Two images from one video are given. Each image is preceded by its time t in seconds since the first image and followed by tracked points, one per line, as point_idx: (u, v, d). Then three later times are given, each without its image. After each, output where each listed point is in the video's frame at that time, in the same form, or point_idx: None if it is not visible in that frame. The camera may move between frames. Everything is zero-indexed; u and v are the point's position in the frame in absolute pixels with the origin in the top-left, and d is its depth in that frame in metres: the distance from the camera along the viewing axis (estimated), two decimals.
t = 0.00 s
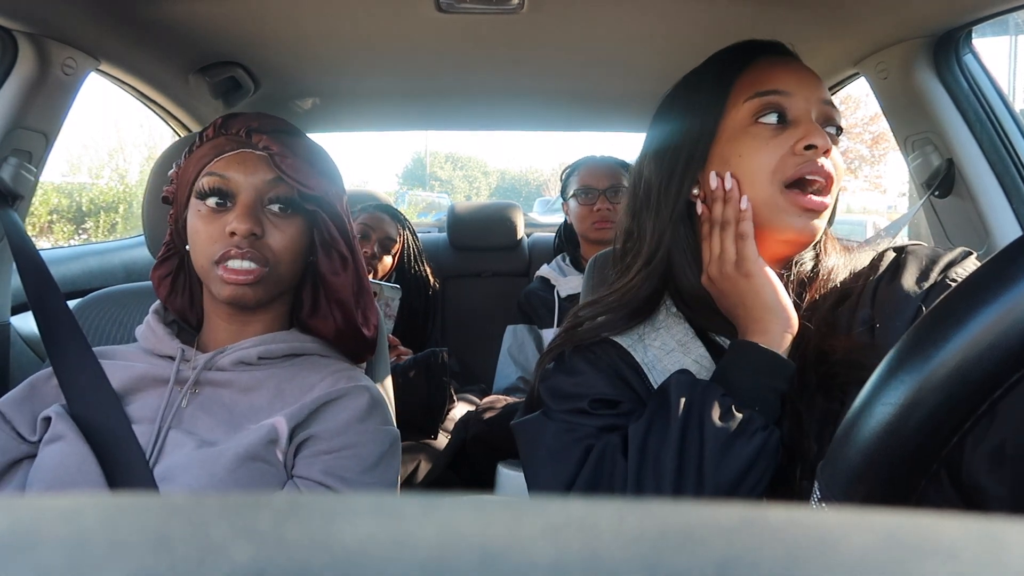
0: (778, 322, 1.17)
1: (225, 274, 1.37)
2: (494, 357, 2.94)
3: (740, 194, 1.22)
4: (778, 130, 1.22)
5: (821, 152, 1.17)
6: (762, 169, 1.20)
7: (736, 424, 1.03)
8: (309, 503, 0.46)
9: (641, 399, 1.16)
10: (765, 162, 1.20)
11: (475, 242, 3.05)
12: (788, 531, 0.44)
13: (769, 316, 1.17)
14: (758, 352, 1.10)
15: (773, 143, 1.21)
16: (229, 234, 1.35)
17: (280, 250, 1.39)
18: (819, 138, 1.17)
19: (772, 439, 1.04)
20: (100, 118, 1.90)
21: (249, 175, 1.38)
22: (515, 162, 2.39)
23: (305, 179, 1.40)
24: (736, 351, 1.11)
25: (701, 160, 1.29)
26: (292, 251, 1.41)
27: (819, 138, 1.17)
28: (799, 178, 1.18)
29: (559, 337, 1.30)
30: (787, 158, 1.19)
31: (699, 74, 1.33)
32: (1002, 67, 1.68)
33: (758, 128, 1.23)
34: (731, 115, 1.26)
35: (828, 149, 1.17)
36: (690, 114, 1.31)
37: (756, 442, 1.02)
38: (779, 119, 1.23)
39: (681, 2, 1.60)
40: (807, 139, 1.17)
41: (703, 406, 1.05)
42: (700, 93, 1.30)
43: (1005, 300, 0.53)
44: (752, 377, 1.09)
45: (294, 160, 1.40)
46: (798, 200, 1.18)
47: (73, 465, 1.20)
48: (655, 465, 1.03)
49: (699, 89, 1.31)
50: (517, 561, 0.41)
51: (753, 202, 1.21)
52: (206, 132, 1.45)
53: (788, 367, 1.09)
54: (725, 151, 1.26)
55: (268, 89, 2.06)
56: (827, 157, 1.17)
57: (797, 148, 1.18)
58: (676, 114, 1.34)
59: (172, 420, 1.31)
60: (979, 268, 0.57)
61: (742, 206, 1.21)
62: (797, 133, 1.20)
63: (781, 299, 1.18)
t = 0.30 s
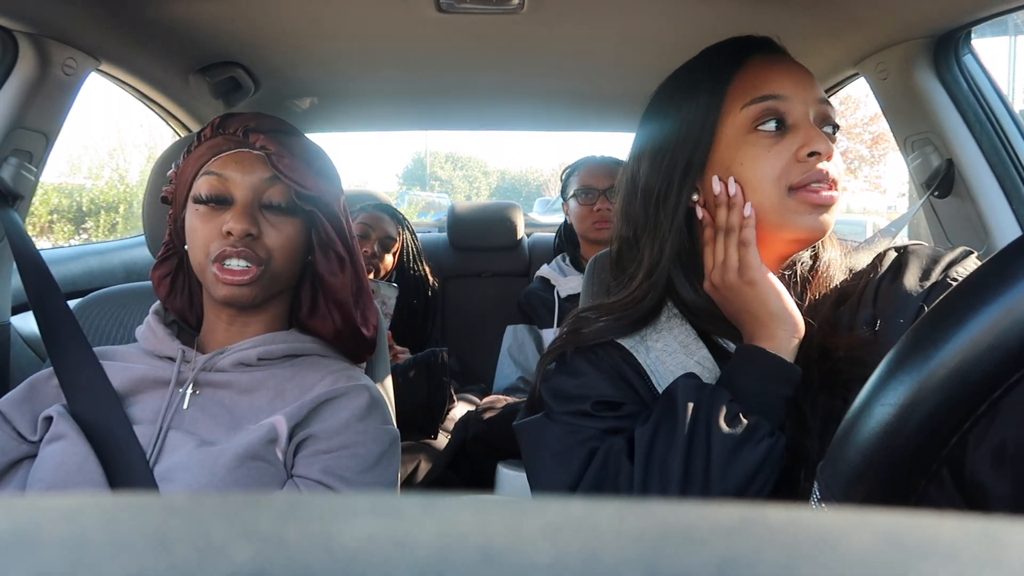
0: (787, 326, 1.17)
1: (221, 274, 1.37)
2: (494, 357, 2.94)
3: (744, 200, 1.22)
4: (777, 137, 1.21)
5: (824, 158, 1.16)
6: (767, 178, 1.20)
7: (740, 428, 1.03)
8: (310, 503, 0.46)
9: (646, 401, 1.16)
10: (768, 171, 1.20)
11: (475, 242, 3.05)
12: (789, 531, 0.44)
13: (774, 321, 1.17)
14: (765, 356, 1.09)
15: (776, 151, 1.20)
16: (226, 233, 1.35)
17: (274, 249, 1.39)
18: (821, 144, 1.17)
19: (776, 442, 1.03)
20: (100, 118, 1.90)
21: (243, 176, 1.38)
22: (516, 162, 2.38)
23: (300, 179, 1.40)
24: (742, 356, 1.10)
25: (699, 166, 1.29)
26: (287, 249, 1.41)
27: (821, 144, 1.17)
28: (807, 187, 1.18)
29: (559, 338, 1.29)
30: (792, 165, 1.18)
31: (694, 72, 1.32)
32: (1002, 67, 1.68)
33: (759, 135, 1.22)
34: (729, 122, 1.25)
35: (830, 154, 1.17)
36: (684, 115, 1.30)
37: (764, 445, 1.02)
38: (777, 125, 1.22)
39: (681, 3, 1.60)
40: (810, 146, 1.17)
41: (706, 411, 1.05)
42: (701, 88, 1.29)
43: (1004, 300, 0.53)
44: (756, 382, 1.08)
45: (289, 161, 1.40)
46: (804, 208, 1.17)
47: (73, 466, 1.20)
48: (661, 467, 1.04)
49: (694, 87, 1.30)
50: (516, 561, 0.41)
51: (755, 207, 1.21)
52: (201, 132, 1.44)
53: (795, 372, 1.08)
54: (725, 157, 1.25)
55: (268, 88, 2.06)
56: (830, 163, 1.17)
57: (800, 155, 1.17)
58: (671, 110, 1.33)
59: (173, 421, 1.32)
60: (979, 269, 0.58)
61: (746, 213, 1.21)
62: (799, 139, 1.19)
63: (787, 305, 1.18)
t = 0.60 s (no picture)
0: (784, 326, 1.17)
1: (221, 274, 1.37)
2: (494, 357, 2.94)
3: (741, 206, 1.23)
4: (778, 145, 1.20)
5: (824, 171, 1.16)
6: (764, 185, 1.20)
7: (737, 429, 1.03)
8: (310, 503, 0.46)
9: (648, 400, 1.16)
10: (766, 178, 1.20)
11: (474, 242, 3.05)
12: (791, 531, 0.44)
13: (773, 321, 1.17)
14: (764, 357, 1.09)
15: (775, 159, 1.20)
16: (226, 234, 1.35)
17: (276, 248, 1.39)
18: (821, 156, 1.16)
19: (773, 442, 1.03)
20: (100, 118, 1.90)
21: (241, 178, 1.38)
22: (515, 162, 2.39)
23: (297, 183, 1.40)
24: (741, 356, 1.10)
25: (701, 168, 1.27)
26: (289, 248, 1.41)
27: (821, 155, 1.17)
28: (803, 198, 1.18)
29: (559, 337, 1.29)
30: (790, 176, 1.18)
31: (698, 70, 1.31)
32: (1002, 67, 1.68)
33: (760, 141, 1.21)
34: (730, 126, 1.24)
35: (830, 167, 1.16)
36: (685, 115, 1.29)
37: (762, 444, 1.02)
38: (779, 133, 1.21)
39: (681, 3, 1.60)
40: (810, 157, 1.17)
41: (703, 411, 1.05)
42: (704, 87, 1.28)
43: (1006, 299, 0.53)
44: (751, 382, 1.08)
45: (287, 165, 1.39)
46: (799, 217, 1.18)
47: (74, 465, 1.20)
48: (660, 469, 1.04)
49: (697, 86, 1.29)
50: (517, 561, 0.41)
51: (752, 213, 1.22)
52: (201, 130, 1.44)
53: (792, 372, 1.08)
54: (724, 161, 1.25)
55: (268, 88, 2.06)
56: (829, 174, 1.16)
57: (800, 165, 1.17)
58: (673, 109, 1.32)
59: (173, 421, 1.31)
60: (979, 269, 0.58)
61: (740, 215, 1.21)
62: (800, 148, 1.19)
63: (785, 306, 1.17)
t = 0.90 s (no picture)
0: (782, 322, 1.17)
1: (223, 268, 1.37)
2: (494, 357, 2.94)
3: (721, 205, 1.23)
4: (757, 144, 1.20)
5: (798, 168, 1.15)
6: (741, 184, 1.20)
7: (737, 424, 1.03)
8: (310, 503, 0.46)
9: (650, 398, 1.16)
10: (742, 177, 1.20)
11: (475, 242, 3.05)
12: (790, 531, 0.44)
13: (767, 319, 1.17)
14: (763, 355, 1.09)
15: (750, 157, 1.20)
16: (225, 233, 1.35)
17: (276, 247, 1.39)
18: (795, 154, 1.16)
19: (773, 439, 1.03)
20: (100, 118, 1.90)
21: (240, 178, 1.38)
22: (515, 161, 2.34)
23: (291, 184, 1.39)
24: (741, 355, 1.10)
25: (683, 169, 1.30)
26: (289, 248, 1.41)
27: (796, 153, 1.16)
28: (778, 196, 1.18)
29: (557, 337, 1.29)
30: (764, 174, 1.18)
31: (692, 73, 1.32)
32: (1002, 67, 1.68)
33: (737, 141, 1.22)
34: (711, 128, 1.26)
35: (805, 163, 1.16)
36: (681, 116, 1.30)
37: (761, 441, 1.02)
38: (757, 131, 1.21)
39: (680, 2, 1.60)
40: (783, 155, 1.16)
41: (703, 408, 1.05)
42: (698, 88, 1.29)
43: (1007, 299, 0.53)
44: (751, 379, 1.08)
45: (284, 165, 1.39)
46: (774, 215, 1.18)
47: (74, 466, 1.20)
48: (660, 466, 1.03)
49: (689, 89, 1.31)
50: (516, 561, 0.41)
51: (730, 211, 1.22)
52: (200, 130, 1.44)
53: (791, 369, 1.08)
54: (706, 162, 1.26)
55: (268, 88, 2.06)
56: (804, 171, 1.16)
57: (774, 163, 1.17)
58: (667, 112, 1.34)
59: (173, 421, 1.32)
60: (979, 268, 0.57)
61: (727, 215, 1.22)
62: (776, 147, 1.18)
63: (780, 302, 1.17)
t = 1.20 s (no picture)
0: (703, 288, 1.18)
1: (220, 265, 1.36)
2: (494, 357, 2.94)
3: (689, 205, 1.25)
4: (719, 143, 1.22)
5: (754, 165, 1.18)
6: (699, 183, 1.23)
7: (683, 407, 1.04)
8: (309, 503, 0.46)
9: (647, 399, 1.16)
10: (701, 176, 1.22)
11: (475, 242, 3.05)
12: (790, 530, 0.44)
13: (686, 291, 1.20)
14: (683, 330, 1.13)
15: (709, 157, 1.22)
16: (220, 233, 1.35)
17: (273, 246, 1.39)
18: (751, 152, 1.18)
19: (734, 406, 1.06)
20: (100, 118, 1.90)
21: (235, 178, 1.38)
22: (515, 162, 2.35)
23: (278, 184, 1.39)
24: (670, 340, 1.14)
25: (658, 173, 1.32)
26: (285, 248, 1.41)
27: (752, 151, 1.19)
28: (737, 193, 1.19)
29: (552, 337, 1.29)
30: (724, 172, 1.20)
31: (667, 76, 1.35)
32: (1002, 67, 1.68)
33: (700, 143, 1.24)
34: (678, 131, 1.28)
35: (761, 160, 1.18)
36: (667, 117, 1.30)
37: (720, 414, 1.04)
38: (719, 132, 1.23)
39: (680, 2, 1.60)
40: (740, 154, 1.19)
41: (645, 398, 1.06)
42: (677, 86, 1.31)
43: (1006, 299, 0.53)
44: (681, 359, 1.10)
45: (277, 164, 1.39)
46: (733, 211, 1.19)
47: (73, 467, 1.20)
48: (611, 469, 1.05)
49: (664, 91, 1.33)
50: (516, 561, 0.41)
51: (695, 211, 1.24)
52: (195, 129, 1.45)
53: (722, 338, 1.11)
54: (675, 165, 1.28)
55: (268, 88, 2.06)
56: (762, 169, 1.18)
57: (733, 161, 1.19)
58: (647, 114, 1.35)
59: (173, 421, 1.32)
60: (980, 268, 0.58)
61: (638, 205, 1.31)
62: (735, 146, 1.20)
63: (700, 272, 1.20)
